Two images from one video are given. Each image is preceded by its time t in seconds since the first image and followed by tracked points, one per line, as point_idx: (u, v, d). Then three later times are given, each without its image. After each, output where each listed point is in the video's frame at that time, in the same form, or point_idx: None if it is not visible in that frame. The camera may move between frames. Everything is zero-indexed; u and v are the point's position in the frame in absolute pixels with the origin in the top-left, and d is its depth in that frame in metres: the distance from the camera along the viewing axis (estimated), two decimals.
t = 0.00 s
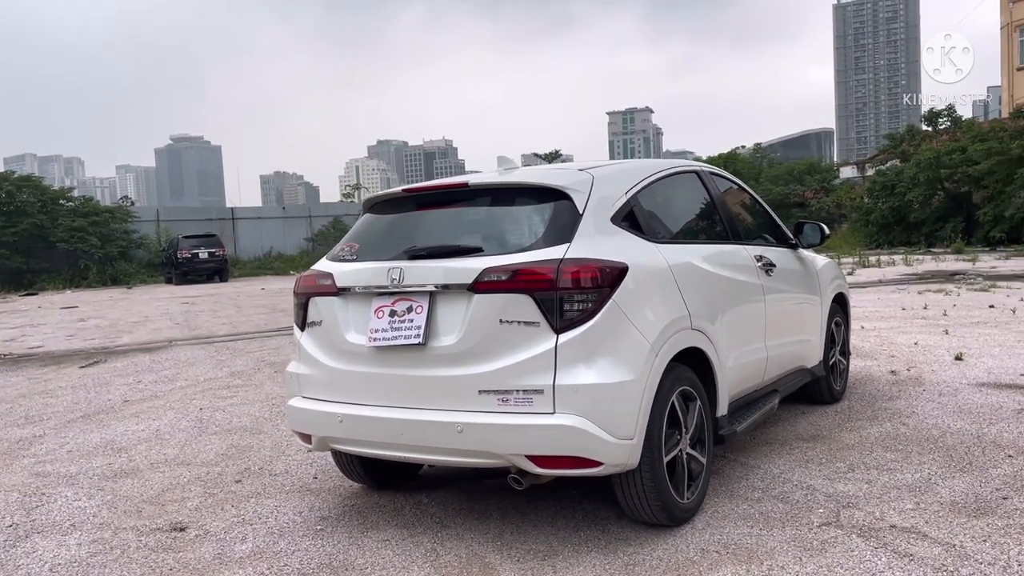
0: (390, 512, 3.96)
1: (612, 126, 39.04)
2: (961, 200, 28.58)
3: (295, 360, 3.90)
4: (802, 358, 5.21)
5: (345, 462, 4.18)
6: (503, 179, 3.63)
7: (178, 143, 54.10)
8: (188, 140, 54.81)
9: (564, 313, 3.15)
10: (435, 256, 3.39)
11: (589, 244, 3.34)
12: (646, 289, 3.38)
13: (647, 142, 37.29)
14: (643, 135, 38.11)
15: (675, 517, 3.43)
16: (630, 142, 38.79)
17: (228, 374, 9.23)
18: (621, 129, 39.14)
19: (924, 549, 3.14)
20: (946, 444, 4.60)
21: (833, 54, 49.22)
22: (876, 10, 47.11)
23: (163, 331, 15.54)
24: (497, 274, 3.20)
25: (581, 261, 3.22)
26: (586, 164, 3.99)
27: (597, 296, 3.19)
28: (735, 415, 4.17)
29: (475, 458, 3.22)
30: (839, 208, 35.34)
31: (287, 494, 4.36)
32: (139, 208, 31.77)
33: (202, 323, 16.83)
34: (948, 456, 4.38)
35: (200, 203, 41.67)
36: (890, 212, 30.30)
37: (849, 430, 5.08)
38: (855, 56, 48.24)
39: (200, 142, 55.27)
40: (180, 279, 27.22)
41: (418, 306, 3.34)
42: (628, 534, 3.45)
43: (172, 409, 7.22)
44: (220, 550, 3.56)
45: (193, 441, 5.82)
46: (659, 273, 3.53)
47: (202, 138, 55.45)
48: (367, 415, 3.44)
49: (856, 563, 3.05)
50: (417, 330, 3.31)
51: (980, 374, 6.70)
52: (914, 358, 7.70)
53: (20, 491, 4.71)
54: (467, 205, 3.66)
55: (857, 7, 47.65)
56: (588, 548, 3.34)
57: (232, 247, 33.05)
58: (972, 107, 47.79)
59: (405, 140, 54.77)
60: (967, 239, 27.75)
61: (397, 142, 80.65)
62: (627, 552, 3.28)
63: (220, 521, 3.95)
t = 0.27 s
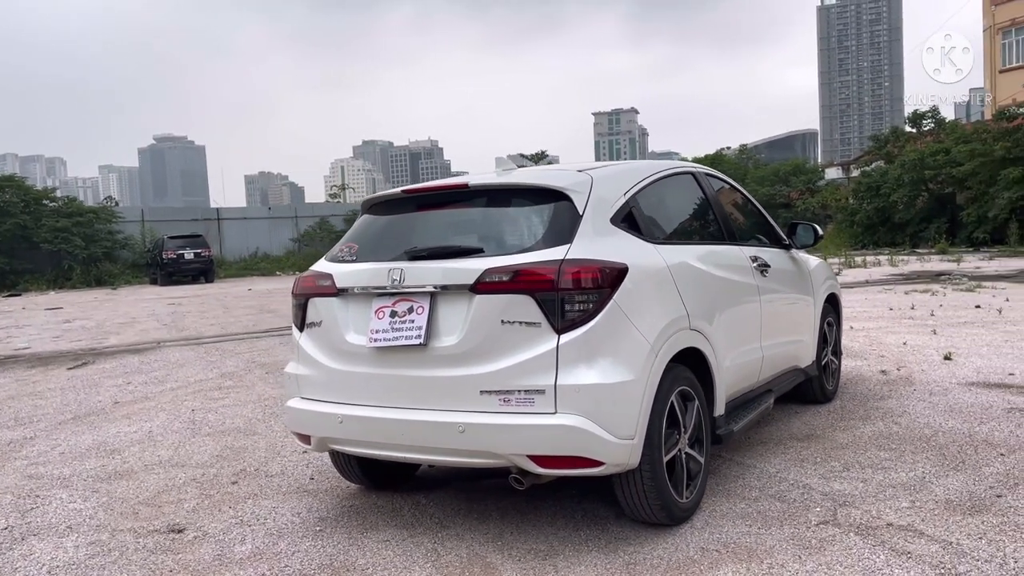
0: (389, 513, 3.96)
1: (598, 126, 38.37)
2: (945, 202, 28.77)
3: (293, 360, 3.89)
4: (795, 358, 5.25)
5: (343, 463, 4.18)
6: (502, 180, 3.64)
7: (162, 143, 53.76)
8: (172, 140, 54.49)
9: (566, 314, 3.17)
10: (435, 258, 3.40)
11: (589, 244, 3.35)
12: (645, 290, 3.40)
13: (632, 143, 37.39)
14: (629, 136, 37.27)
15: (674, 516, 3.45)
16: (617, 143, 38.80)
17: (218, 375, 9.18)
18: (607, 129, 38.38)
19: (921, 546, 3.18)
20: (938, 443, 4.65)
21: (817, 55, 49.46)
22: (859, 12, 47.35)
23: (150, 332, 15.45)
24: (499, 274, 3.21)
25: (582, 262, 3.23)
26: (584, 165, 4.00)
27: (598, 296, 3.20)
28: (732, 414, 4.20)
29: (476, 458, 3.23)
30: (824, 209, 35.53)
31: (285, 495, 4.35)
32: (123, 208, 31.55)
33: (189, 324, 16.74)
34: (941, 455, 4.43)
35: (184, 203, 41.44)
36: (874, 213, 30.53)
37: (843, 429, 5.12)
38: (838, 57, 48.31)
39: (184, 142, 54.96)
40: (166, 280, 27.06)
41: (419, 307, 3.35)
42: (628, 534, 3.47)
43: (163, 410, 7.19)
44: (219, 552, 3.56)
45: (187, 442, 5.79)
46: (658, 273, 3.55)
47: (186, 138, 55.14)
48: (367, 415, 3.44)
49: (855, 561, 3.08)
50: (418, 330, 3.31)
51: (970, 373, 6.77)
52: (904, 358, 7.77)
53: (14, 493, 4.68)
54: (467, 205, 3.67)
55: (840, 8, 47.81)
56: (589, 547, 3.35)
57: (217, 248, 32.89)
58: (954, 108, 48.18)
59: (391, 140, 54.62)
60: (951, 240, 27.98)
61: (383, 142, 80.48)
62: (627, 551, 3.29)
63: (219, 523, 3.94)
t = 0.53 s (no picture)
0: (395, 514, 3.97)
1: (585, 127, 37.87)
2: (931, 203, 28.99)
3: (300, 362, 3.90)
4: (794, 358, 5.29)
5: (349, 464, 4.19)
6: (509, 182, 3.65)
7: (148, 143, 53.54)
8: (158, 140, 54.25)
9: (575, 316, 3.19)
10: (443, 260, 3.41)
11: (597, 247, 3.38)
12: (653, 291, 3.43)
13: (620, 144, 37.48)
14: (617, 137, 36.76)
15: (681, 516, 3.48)
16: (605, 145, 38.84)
17: (213, 376, 9.17)
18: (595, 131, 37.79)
19: (926, 545, 3.22)
20: (937, 443, 4.71)
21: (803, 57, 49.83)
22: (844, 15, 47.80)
23: (140, 334, 15.40)
24: (508, 276, 3.23)
25: (591, 264, 3.26)
26: (589, 167, 4.03)
27: (608, 298, 3.22)
28: (735, 415, 4.23)
29: (485, 459, 3.24)
30: (811, 210, 35.76)
31: (289, 496, 4.36)
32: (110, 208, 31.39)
33: (180, 325, 16.68)
34: (940, 454, 4.48)
35: (171, 203, 41.26)
36: (861, 214, 30.73)
37: (841, 429, 5.17)
38: (824, 60, 48.81)
39: (171, 142, 54.71)
40: (154, 281, 26.93)
41: (428, 309, 3.36)
42: (635, 533, 3.49)
43: (161, 412, 7.17)
44: (227, 554, 3.56)
45: (187, 444, 5.79)
46: (664, 275, 3.58)
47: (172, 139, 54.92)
48: (376, 417, 3.45)
49: (862, 560, 3.12)
50: (427, 332, 3.33)
51: (964, 374, 6.85)
52: (898, 358, 7.85)
53: (15, 496, 4.66)
54: (474, 207, 3.68)
55: (825, 11, 48.24)
56: (597, 547, 3.38)
57: (205, 249, 32.78)
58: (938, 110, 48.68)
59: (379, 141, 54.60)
60: (937, 241, 28.19)
61: (370, 143, 80.51)
62: (636, 551, 3.32)
63: (225, 525, 3.95)
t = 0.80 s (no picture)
0: (403, 515, 3.98)
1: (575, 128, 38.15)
2: (919, 204, 29.20)
3: (307, 364, 3.90)
4: (795, 359, 5.34)
5: (355, 464, 4.20)
6: (518, 185, 3.68)
7: (136, 143, 53.37)
8: (146, 140, 54.11)
9: (585, 317, 3.22)
10: (454, 262, 3.44)
11: (606, 249, 3.41)
12: (660, 293, 3.46)
13: (610, 144, 37.53)
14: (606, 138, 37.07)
15: (689, 516, 3.51)
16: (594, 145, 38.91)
17: (211, 377, 9.16)
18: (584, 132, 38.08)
19: (931, 543, 3.26)
20: (937, 443, 4.76)
21: (791, 59, 50.04)
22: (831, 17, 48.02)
23: (133, 335, 15.36)
24: (519, 278, 3.26)
25: (600, 266, 3.29)
26: (595, 169, 4.06)
27: (618, 300, 3.25)
28: (740, 416, 4.27)
29: (496, 460, 3.27)
30: (800, 211, 35.95)
31: (295, 498, 4.37)
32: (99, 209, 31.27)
33: (172, 326, 16.64)
34: (940, 454, 4.53)
35: (160, 203, 41.12)
36: (850, 215, 30.90)
37: (842, 429, 5.22)
38: (812, 61, 49.04)
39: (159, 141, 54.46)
40: (144, 281, 26.84)
41: (438, 311, 3.39)
42: (643, 533, 3.52)
43: (160, 413, 7.16)
44: (237, 555, 3.57)
45: (189, 445, 5.79)
46: (671, 277, 3.61)
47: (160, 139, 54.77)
48: (386, 418, 3.47)
49: (869, 559, 3.16)
50: (438, 334, 3.35)
51: (960, 373, 6.92)
52: (894, 358, 7.92)
53: (19, 498, 4.66)
54: (483, 210, 3.71)
55: (813, 13, 48.45)
56: (606, 547, 3.41)
57: (195, 249, 32.72)
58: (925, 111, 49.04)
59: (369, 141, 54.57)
60: (926, 241, 28.36)
61: (360, 144, 80.54)
62: (646, 551, 3.35)
63: (232, 526, 3.95)
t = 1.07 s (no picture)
0: (409, 512, 4.00)
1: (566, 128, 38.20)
2: (909, 204, 29.36)
3: (314, 362, 3.92)
4: (795, 357, 5.38)
5: (360, 462, 4.22)
6: (524, 183, 3.70)
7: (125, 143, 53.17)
8: (135, 139, 53.91)
9: (594, 314, 3.25)
10: (462, 260, 3.45)
11: (613, 247, 3.43)
12: (667, 291, 3.49)
13: (600, 144, 37.55)
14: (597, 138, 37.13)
15: (695, 512, 3.54)
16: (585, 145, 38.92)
17: (208, 377, 9.15)
18: (575, 131, 38.14)
19: (935, 538, 3.30)
20: (936, 439, 4.80)
21: (781, 59, 50.14)
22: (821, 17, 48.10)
23: (126, 334, 15.32)
24: (527, 276, 3.28)
25: (608, 263, 3.31)
26: (601, 168, 4.08)
27: (625, 297, 3.28)
28: (742, 412, 4.31)
29: (505, 457, 3.29)
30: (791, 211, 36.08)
31: (300, 495, 4.38)
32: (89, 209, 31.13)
33: (165, 326, 16.60)
34: (940, 450, 4.57)
35: (150, 203, 40.96)
36: (841, 215, 31.05)
37: (841, 427, 5.26)
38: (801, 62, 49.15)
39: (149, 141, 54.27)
40: (136, 282, 26.74)
41: (447, 308, 3.40)
42: (650, 529, 3.55)
43: (159, 413, 7.16)
44: (246, 551, 3.58)
45: (190, 444, 5.79)
46: (677, 275, 3.64)
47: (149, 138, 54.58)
48: (393, 415, 3.49)
49: (874, 553, 3.20)
50: (447, 332, 3.37)
51: (956, 371, 6.98)
52: (890, 356, 7.98)
53: (23, 496, 4.66)
54: (491, 208, 3.72)
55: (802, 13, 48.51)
56: (614, 542, 3.43)
57: (186, 249, 32.63)
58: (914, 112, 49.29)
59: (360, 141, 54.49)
60: (916, 241, 28.52)
61: (351, 143, 80.40)
62: (653, 546, 3.37)
63: (239, 523, 3.96)
